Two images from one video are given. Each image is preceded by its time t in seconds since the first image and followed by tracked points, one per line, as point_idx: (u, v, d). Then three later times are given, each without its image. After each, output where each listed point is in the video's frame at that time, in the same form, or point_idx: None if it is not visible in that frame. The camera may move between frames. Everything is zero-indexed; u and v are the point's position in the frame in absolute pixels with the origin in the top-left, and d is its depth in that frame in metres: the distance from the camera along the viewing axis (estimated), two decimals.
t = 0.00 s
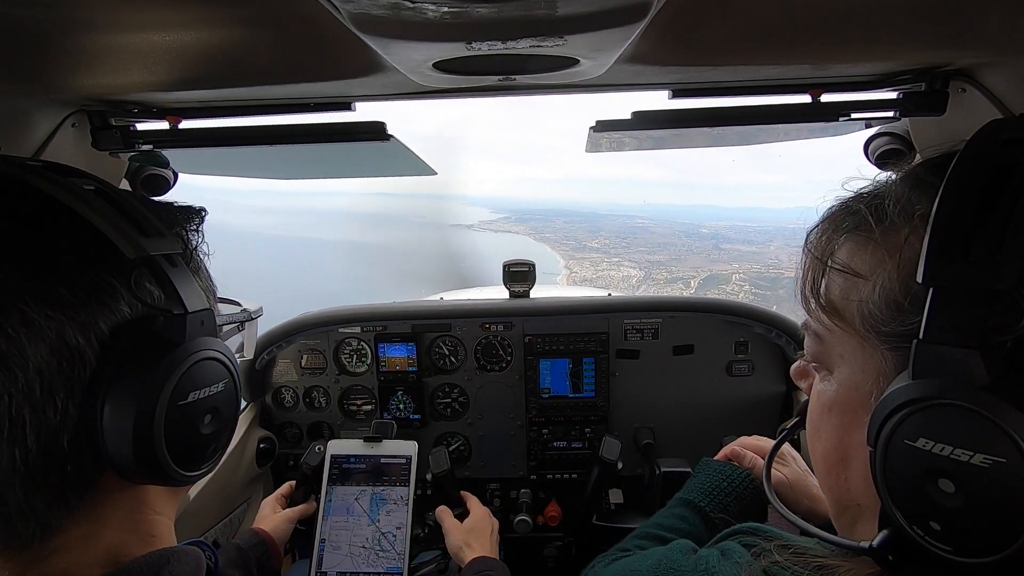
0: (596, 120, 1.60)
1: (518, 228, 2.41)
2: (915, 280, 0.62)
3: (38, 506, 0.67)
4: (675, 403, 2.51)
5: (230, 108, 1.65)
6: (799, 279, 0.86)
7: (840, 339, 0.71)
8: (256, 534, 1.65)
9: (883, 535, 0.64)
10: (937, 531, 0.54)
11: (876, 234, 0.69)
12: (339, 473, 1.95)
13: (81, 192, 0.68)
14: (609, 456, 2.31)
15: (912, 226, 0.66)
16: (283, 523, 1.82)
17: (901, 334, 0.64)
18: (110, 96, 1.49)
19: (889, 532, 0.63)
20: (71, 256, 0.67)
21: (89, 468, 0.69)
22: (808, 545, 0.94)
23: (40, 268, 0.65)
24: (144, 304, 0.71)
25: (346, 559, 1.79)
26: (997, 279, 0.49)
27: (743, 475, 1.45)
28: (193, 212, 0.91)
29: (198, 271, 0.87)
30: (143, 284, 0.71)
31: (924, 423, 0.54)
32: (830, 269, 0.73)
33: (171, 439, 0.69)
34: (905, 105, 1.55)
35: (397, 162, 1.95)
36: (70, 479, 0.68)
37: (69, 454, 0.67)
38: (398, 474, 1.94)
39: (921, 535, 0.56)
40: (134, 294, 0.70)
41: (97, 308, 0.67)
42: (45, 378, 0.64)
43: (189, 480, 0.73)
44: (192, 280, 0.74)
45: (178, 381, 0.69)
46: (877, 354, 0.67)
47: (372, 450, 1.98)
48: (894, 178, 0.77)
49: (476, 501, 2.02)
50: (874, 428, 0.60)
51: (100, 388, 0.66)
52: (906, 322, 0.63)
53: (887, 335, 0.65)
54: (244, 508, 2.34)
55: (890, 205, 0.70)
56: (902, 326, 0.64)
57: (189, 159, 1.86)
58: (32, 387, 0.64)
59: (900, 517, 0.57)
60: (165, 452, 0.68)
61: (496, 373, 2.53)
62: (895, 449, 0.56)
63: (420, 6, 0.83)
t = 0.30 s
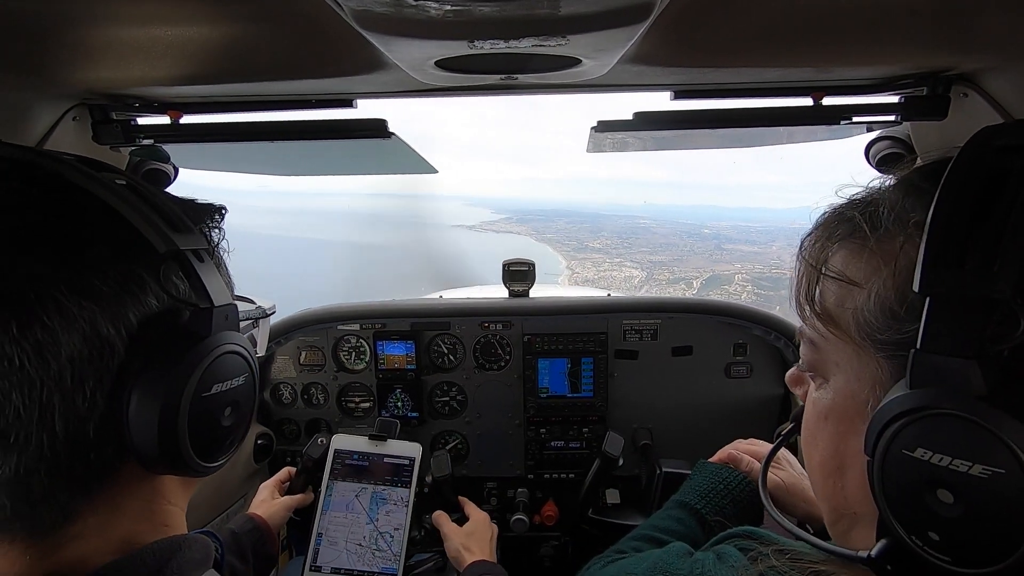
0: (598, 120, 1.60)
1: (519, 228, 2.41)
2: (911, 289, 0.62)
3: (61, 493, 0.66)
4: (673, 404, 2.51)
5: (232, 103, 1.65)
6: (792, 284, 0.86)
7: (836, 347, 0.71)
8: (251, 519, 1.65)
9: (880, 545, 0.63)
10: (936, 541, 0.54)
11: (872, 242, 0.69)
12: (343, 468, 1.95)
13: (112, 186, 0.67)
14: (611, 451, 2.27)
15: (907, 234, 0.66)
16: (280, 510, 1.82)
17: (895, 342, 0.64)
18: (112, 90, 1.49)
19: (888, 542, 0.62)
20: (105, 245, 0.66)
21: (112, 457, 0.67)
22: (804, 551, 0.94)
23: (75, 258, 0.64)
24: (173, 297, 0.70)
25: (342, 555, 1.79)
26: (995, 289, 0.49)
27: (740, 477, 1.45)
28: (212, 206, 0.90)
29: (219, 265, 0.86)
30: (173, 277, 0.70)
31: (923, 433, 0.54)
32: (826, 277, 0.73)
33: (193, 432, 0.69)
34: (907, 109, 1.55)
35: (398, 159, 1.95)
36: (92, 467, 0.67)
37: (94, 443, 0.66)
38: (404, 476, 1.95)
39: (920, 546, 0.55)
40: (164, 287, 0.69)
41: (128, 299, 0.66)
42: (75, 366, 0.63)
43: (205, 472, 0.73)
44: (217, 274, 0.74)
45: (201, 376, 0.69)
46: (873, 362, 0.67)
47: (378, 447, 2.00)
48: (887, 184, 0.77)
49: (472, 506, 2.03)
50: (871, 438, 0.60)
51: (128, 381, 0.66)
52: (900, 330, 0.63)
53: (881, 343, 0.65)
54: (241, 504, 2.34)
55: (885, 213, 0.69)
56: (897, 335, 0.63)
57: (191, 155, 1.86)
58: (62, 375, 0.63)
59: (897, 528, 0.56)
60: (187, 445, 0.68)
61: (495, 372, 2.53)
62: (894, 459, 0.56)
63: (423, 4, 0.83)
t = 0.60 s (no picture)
0: (598, 121, 1.60)
1: (522, 229, 2.42)
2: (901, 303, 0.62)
3: (69, 482, 0.65)
4: (670, 406, 2.52)
5: (232, 99, 1.65)
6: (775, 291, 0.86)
7: (823, 359, 0.71)
8: (246, 517, 1.66)
9: (874, 561, 0.63)
10: (931, 559, 0.54)
11: (858, 255, 0.68)
12: (338, 466, 1.95)
13: (122, 180, 0.68)
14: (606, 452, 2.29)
15: (893, 246, 0.66)
16: (275, 508, 1.83)
17: (884, 355, 0.64)
18: (112, 84, 1.48)
19: (880, 557, 0.62)
20: (117, 239, 0.66)
21: (118, 450, 0.67)
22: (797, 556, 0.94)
23: (87, 250, 0.64)
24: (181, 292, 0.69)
25: (337, 552, 1.79)
26: (990, 306, 0.48)
27: (734, 480, 1.45)
28: (219, 203, 0.90)
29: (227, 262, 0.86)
30: (182, 272, 0.70)
31: (917, 451, 0.54)
32: (811, 288, 0.73)
33: (200, 425, 0.69)
34: (907, 115, 1.55)
35: (399, 157, 1.95)
36: (98, 458, 0.66)
37: (101, 434, 0.66)
38: (399, 473, 1.95)
39: (914, 562, 0.56)
40: (172, 281, 0.69)
41: (137, 293, 0.66)
42: (84, 358, 0.63)
43: (211, 465, 0.73)
44: (224, 269, 0.74)
45: (208, 370, 0.68)
46: (862, 375, 0.67)
47: (373, 446, 1.99)
48: (867, 193, 0.77)
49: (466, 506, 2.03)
50: (864, 455, 0.59)
51: (136, 373, 0.65)
52: (890, 343, 0.63)
53: (870, 355, 0.65)
54: (237, 501, 2.34)
55: (871, 224, 0.69)
56: (887, 348, 0.63)
57: (191, 151, 1.86)
58: (71, 365, 0.62)
59: (892, 545, 0.57)
60: (194, 438, 0.68)
61: (492, 372, 2.53)
62: (887, 477, 0.56)
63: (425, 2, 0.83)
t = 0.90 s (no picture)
0: (597, 122, 1.60)
1: (524, 230, 2.41)
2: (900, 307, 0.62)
3: (67, 481, 0.65)
4: (668, 406, 2.52)
5: (232, 98, 1.65)
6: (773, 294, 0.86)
7: (821, 362, 0.71)
8: (246, 514, 1.67)
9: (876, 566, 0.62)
10: (935, 565, 0.54)
11: (856, 259, 0.69)
12: (335, 467, 1.95)
13: (122, 178, 0.68)
14: (604, 453, 2.29)
15: (892, 250, 0.66)
16: (277, 507, 1.86)
17: (885, 359, 0.64)
18: (111, 83, 1.48)
19: (881, 563, 0.62)
20: (117, 236, 0.66)
21: (117, 448, 0.67)
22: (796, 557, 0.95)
23: (87, 248, 0.64)
24: (181, 289, 0.70)
25: (335, 552, 1.79)
26: (993, 312, 0.48)
27: (732, 481, 1.45)
28: (220, 203, 0.90)
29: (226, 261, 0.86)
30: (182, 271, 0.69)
31: (921, 459, 0.54)
32: (809, 291, 0.73)
33: (199, 424, 0.69)
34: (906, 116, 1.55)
35: (398, 157, 1.95)
36: (97, 457, 0.66)
37: (99, 432, 0.65)
38: (395, 472, 1.95)
39: (918, 568, 0.56)
40: (171, 279, 0.69)
41: (137, 291, 0.66)
42: (83, 355, 0.63)
43: (211, 464, 0.72)
44: (223, 268, 0.72)
45: (207, 368, 0.68)
46: (861, 378, 0.67)
47: (371, 445, 1.99)
48: (866, 193, 0.77)
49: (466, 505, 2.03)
50: (864, 461, 0.59)
51: (135, 371, 0.65)
52: (890, 347, 0.63)
53: (871, 359, 0.65)
54: (235, 500, 2.34)
55: (869, 227, 0.69)
56: (887, 352, 0.63)
57: (190, 150, 1.85)
58: (70, 363, 0.62)
59: (895, 551, 0.57)
60: (193, 436, 0.67)
61: (491, 372, 2.53)
62: (890, 484, 0.56)
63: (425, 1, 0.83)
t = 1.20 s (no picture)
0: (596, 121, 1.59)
1: (526, 231, 2.40)
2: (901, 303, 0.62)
3: (63, 485, 0.65)
4: (669, 405, 2.52)
5: (231, 99, 1.65)
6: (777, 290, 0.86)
7: (823, 358, 0.71)
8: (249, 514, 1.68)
9: (877, 559, 0.63)
10: (934, 558, 0.54)
11: (858, 255, 0.69)
12: (333, 468, 1.95)
13: (112, 179, 0.68)
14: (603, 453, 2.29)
15: (894, 247, 0.66)
16: (279, 506, 1.85)
17: (886, 355, 0.64)
18: (110, 84, 1.48)
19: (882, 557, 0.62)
20: (109, 237, 0.65)
21: (112, 451, 0.67)
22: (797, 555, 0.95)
23: (78, 250, 0.64)
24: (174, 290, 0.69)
25: (336, 554, 1.79)
26: (991, 309, 0.49)
27: (732, 480, 1.45)
28: (211, 202, 0.90)
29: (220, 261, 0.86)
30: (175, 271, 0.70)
31: (919, 452, 0.54)
32: (810, 288, 0.73)
33: (195, 425, 0.69)
34: (905, 115, 1.55)
35: (397, 157, 1.95)
36: (92, 460, 0.66)
37: (94, 436, 0.65)
38: (392, 472, 1.95)
39: (917, 562, 0.56)
40: (164, 280, 0.69)
41: (129, 292, 0.66)
42: (75, 358, 0.63)
43: (208, 465, 0.72)
44: (218, 269, 0.74)
45: (202, 369, 0.68)
46: (862, 374, 0.67)
47: (370, 446, 1.99)
48: (871, 191, 0.77)
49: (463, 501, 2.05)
50: (863, 454, 0.59)
51: (129, 372, 0.65)
52: (891, 343, 0.63)
53: (872, 356, 0.65)
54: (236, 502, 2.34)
55: (871, 224, 0.69)
56: (889, 349, 0.64)
57: (189, 151, 1.85)
58: (62, 367, 0.62)
59: (894, 545, 0.57)
60: (188, 437, 0.67)
61: (491, 372, 2.53)
62: (888, 477, 0.56)
63: (424, 2, 0.83)
